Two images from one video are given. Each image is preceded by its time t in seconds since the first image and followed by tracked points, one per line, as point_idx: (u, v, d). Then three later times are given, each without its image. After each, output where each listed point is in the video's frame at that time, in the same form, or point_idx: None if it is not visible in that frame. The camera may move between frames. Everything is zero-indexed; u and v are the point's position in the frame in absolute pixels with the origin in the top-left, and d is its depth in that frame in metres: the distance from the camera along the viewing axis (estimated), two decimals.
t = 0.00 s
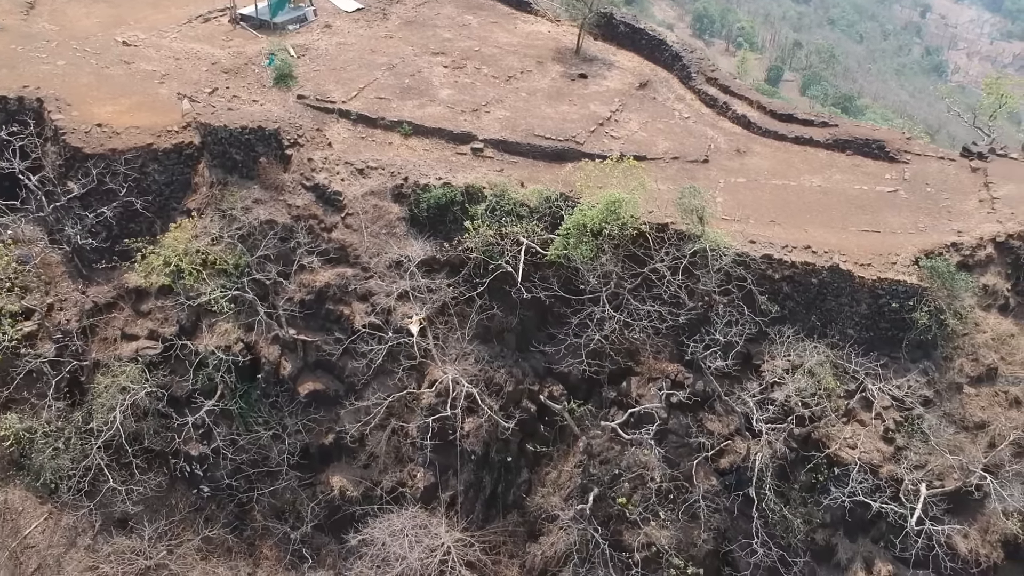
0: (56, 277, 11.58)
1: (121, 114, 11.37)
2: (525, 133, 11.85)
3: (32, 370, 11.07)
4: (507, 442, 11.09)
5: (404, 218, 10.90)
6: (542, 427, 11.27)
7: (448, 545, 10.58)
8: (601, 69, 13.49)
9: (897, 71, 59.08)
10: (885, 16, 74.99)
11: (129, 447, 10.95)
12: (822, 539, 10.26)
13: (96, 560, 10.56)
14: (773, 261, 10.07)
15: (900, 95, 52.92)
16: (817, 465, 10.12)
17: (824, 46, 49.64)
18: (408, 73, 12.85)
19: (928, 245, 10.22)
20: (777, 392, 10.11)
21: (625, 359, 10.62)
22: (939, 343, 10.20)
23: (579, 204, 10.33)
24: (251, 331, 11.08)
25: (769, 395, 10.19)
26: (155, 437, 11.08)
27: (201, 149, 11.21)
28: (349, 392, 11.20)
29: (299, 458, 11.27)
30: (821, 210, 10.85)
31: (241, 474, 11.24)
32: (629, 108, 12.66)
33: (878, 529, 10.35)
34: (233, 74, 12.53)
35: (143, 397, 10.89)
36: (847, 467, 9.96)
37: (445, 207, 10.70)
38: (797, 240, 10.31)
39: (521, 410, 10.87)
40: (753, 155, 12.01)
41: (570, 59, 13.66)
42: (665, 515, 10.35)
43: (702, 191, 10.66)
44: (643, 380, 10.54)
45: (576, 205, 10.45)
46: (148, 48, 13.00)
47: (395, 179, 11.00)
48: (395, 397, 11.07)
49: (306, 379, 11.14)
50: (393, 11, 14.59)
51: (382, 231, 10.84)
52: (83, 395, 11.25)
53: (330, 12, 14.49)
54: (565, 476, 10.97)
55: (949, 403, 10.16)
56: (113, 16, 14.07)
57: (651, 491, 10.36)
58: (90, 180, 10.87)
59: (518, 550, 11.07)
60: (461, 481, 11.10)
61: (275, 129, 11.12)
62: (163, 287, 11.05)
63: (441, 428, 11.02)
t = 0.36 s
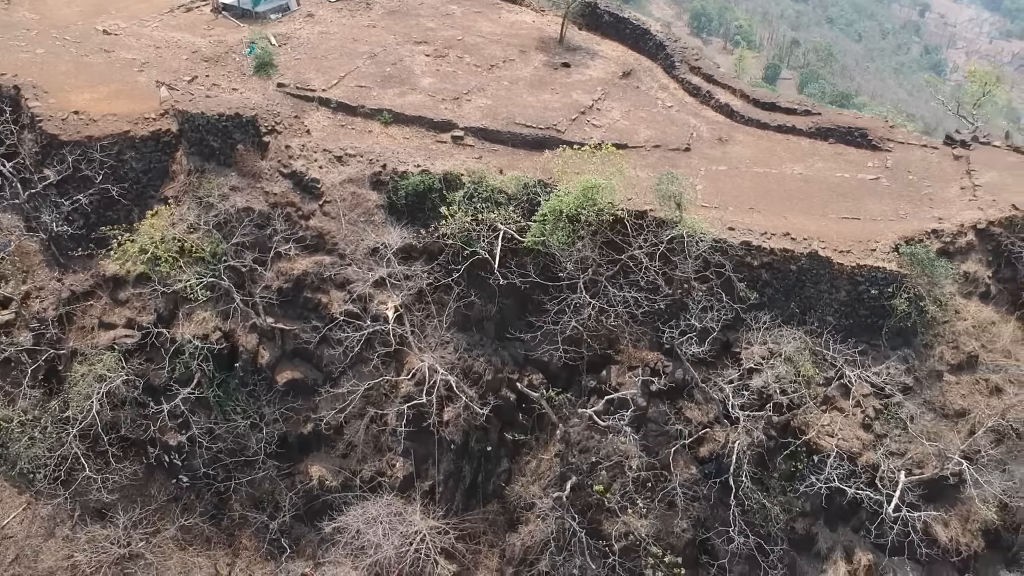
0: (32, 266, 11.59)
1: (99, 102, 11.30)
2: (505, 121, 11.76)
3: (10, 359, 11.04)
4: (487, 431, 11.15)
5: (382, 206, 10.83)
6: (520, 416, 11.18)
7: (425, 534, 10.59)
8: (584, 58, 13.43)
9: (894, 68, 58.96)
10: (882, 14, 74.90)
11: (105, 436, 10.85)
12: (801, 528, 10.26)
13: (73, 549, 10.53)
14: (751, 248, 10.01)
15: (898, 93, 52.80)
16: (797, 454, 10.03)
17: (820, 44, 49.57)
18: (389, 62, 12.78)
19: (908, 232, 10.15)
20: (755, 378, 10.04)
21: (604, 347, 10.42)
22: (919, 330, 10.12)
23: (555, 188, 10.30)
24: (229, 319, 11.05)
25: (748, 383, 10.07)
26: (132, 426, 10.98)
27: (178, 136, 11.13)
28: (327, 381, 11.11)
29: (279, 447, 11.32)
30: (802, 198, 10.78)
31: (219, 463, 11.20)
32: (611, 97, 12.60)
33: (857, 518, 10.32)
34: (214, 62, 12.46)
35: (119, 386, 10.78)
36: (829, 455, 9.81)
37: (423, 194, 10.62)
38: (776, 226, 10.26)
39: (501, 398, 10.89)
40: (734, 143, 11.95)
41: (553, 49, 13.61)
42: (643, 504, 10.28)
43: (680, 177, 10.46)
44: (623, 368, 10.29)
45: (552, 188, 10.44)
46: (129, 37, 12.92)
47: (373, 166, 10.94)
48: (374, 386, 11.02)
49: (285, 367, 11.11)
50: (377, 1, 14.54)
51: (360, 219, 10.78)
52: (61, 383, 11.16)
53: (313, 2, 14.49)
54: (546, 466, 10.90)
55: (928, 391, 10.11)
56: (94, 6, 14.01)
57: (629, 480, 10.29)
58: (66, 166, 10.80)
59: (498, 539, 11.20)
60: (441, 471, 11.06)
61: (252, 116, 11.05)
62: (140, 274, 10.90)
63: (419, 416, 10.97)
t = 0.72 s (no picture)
0: None
1: (21, 59, 11.06)
2: (438, 80, 11.52)
3: None
4: (416, 394, 10.87)
5: (307, 163, 10.64)
6: (446, 377, 10.72)
7: (350, 497, 10.46)
8: (526, 22, 13.25)
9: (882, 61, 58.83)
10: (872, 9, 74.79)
11: (20, 398, 10.27)
12: (732, 491, 9.93)
13: None
14: (678, 203, 9.82)
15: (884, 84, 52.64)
16: (730, 417, 9.71)
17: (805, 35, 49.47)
18: (325, 23, 12.68)
19: (840, 187, 9.95)
20: (683, 337, 9.78)
21: (532, 308, 10.24)
22: (850, 288, 9.89)
23: (473, 140, 9.96)
24: (153, 280, 10.75)
25: (676, 341, 9.83)
26: (51, 389, 10.53)
27: (101, 93, 10.88)
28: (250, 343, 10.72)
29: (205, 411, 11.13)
30: (733, 155, 10.59)
31: (143, 428, 10.96)
32: (551, 58, 12.39)
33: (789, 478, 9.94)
34: (145, 22, 12.24)
35: (38, 345, 10.33)
36: (758, 416, 9.54)
37: (347, 150, 10.38)
38: (704, 182, 10.07)
39: (430, 360, 10.58)
40: (672, 104, 11.73)
41: (495, 13, 13.46)
42: (572, 466, 10.08)
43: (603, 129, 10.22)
44: (551, 328, 10.09)
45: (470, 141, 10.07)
46: None
47: (298, 123, 10.76)
48: (300, 349, 10.77)
49: (209, 330, 10.81)
50: None
51: (284, 176, 10.57)
52: None
53: None
54: (474, 430, 10.48)
55: (860, 349, 9.88)
56: None
57: (557, 444, 10.06)
58: None
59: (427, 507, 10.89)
60: (370, 436, 10.80)
61: (173, 73, 11.05)
62: (60, 233, 10.54)
63: (347, 379, 10.66)
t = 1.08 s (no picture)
0: None
1: None
2: (419, 68, 11.45)
3: None
4: (395, 383, 10.78)
5: (285, 150, 10.59)
6: (424, 365, 10.66)
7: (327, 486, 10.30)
8: (509, 11, 13.21)
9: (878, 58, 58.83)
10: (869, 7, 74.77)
11: None
12: (711, 480, 9.89)
13: None
14: (657, 189, 9.75)
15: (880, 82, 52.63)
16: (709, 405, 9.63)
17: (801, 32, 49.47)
18: (307, 12, 12.66)
19: (820, 174, 9.88)
20: (662, 324, 9.70)
21: (511, 295, 10.16)
22: (830, 275, 9.83)
23: (450, 125, 9.90)
24: (131, 269, 10.64)
25: (655, 328, 9.76)
26: (26, 378, 10.38)
27: (78, 80, 10.73)
28: (226, 331, 10.64)
29: (184, 401, 11.07)
30: (714, 142, 10.54)
31: (121, 418, 10.84)
32: (533, 47, 12.34)
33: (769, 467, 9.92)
34: (125, 10, 12.17)
35: (13, 333, 10.16)
36: (736, 403, 9.50)
37: (324, 137, 10.30)
38: (683, 168, 10.01)
39: (409, 349, 10.51)
40: (655, 92, 11.67)
41: (479, 2, 13.43)
42: (552, 456, 10.02)
43: (581, 115, 10.20)
44: (530, 315, 9.97)
45: (447, 126, 10.02)
46: None
47: (276, 110, 10.71)
48: (278, 338, 10.73)
49: (187, 318, 10.74)
50: None
51: (261, 164, 10.52)
52: None
53: None
54: (453, 419, 10.43)
55: (840, 336, 9.82)
56: None
57: (537, 433, 10.00)
58: None
59: (407, 497, 10.76)
60: (349, 425, 10.74)
61: (151, 59, 10.91)
62: (36, 220, 10.37)
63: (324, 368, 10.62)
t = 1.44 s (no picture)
0: None
1: None
2: (399, 55, 11.38)
3: None
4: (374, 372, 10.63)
5: (262, 137, 10.58)
6: (402, 353, 10.56)
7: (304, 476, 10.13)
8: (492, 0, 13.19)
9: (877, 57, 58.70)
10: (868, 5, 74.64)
11: None
12: (690, 469, 9.78)
13: None
14: (635, 176, 9.71)
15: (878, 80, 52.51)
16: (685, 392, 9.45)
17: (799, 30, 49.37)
18: (288, 1, 12.73)
19: (799, 160, 9.83)
20: (640, 312, 9.64)
21: (489, 283, 10.09)
22: (809, 262, 9.77)
23: (425, 111, 9.84)
24: (108, 257, 10.54)
25: (633, 316, 9.69)
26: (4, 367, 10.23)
27: (55, 67, 10.72)
28: (201, 318, 10.43)
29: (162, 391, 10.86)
30: (694, 129, 10.50)
31: (100, 408, 10.68)
32: (515, 35, 12.28)
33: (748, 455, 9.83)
34: None
35: None
36: (718, 392, 9.35)
37: (301, 124, 10.26)
38: (662, 155, 9.97)
39: (387, 337, 10.45)
40: (637, 80, 11.61)
41: None
42: (529, 444, 9.87)
43: (559, 100, 10.20)
44: (509, 304, 9.88)
45: (423, 112, 9.95)
46: None
47: (254, 97, 10.72)
48: (257, 327, 10.48)
49: (164, 306, 10.63)
50: None
51: (239, 150, 10.50)
52: None
53: None
54: (432, 408, 10.37)
55: (819, 323, 9.82)
56: None
57: (518, 422, 9.84)
58: None
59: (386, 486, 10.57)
60: (328, 414, 10.52)
61: (128, 45, 10.79)
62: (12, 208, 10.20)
63: (301, 356, 10.40)
